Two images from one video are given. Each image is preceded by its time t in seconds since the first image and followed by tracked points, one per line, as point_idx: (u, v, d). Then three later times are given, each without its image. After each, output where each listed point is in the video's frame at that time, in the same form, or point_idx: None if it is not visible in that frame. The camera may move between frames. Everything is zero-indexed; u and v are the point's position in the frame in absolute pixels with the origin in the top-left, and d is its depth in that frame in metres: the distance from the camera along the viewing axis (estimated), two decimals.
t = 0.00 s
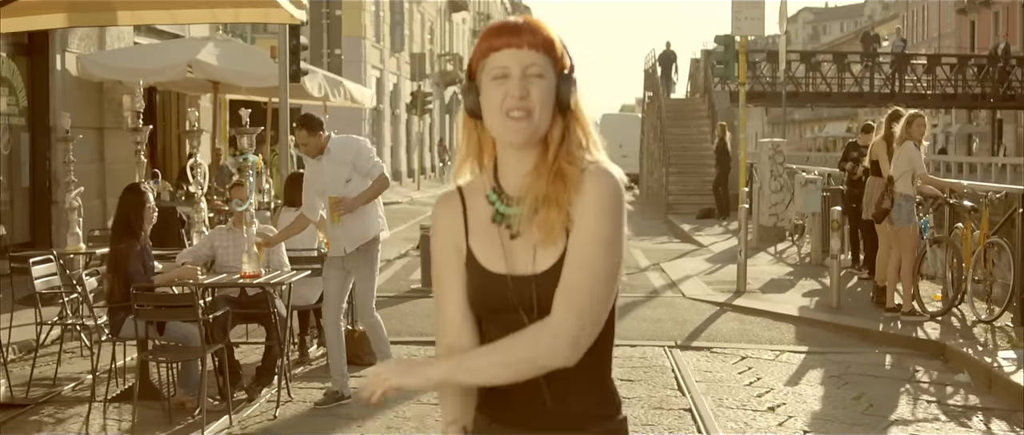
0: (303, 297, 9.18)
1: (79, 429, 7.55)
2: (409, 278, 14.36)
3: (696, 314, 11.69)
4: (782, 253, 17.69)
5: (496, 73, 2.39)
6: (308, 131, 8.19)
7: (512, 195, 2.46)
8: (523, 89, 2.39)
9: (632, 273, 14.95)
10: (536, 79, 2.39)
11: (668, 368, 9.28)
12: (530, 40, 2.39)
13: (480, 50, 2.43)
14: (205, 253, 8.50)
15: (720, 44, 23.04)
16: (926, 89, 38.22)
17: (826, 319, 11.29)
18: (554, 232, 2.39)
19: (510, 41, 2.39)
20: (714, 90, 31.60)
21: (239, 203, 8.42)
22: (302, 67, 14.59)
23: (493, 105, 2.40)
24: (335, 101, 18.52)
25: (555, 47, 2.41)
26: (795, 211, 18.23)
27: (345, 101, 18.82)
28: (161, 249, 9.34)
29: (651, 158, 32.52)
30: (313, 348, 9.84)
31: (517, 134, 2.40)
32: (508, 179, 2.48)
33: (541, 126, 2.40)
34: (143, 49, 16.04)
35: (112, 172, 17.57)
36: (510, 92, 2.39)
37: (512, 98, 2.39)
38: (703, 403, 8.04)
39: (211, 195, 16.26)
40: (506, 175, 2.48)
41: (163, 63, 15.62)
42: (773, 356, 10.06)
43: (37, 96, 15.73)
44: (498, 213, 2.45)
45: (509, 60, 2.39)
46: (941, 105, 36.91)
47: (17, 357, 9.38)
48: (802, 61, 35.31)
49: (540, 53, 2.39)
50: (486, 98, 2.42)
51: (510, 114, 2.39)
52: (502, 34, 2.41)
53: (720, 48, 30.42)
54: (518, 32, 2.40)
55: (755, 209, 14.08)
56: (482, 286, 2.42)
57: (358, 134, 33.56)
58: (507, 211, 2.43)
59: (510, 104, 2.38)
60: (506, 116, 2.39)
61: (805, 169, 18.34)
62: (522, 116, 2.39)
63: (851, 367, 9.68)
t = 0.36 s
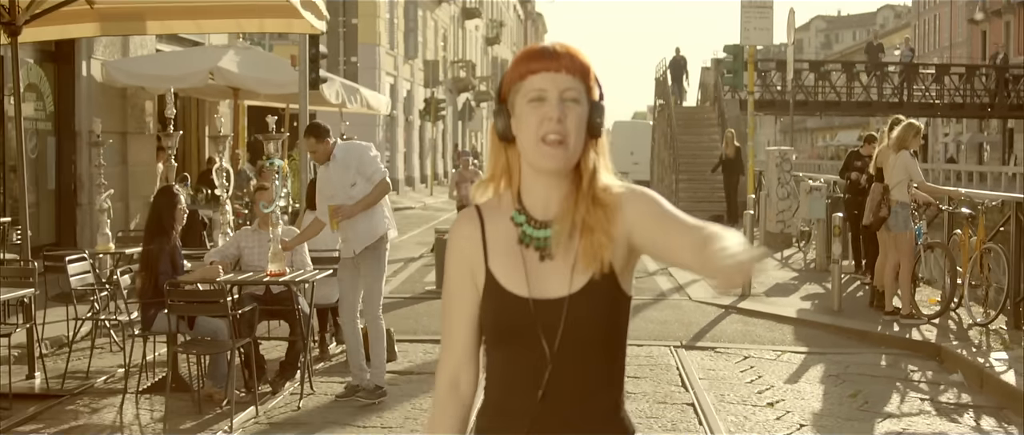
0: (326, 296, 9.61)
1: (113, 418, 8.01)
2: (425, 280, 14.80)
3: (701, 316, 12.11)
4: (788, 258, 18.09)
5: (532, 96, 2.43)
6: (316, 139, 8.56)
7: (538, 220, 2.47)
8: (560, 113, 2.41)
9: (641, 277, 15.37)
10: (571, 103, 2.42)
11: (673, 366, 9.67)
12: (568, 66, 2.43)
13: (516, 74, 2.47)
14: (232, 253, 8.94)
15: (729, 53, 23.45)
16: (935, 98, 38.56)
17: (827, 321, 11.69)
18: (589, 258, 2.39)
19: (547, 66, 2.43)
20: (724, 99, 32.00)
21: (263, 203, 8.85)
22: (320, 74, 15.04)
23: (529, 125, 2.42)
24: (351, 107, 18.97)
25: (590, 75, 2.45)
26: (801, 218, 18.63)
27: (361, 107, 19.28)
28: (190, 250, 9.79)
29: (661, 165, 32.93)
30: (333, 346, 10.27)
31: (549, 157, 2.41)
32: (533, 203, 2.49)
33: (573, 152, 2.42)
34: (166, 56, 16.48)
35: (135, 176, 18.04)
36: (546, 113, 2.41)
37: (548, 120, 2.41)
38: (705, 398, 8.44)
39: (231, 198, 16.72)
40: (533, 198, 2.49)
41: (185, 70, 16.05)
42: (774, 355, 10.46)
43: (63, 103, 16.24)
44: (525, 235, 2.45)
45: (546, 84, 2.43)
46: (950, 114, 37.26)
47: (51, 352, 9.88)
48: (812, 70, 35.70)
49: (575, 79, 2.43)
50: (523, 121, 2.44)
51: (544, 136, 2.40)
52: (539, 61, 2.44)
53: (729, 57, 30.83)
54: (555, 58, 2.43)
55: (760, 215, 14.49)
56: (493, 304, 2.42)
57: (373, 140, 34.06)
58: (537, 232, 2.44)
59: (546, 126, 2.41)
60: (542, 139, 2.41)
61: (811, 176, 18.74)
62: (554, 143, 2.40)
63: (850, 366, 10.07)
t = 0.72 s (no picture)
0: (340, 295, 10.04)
1: (141, 410, 8.45)
2: (434, 281, 15.24)
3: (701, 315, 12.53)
4: (788, 259, 18.51)
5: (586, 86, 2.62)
6: (330, 136, 8.86)
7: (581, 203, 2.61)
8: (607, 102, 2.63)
9: (643, 278, 15.80)
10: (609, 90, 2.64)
11: (672, 361, 10.09)
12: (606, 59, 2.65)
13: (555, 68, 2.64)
14: (249, 253, 9.37)
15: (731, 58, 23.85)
16: (937, 101, 38.92)
17: (823, 319, 12.10)
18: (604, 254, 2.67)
19: (587, 56, 2.64)
20: (728, 103, 32.41)
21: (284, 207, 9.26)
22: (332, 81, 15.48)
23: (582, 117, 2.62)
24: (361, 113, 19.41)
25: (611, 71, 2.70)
26: (801, 219, 19.05)
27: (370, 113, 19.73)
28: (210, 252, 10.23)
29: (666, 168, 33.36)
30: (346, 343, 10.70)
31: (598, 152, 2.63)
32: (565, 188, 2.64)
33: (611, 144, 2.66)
34: (181, 64, 16.90)
35: (150, 181, 18.51)
36: (595, 107, 2.62)
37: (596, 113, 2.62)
38: (702, 390, 8.85)
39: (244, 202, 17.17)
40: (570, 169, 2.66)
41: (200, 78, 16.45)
42: (771, 351, 10.87)
43: (82, 111, 16.72)
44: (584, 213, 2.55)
45: (591, 75, 2.63)
46: (951, 117, 37.63)
47: (78, 349, 10.34)
48: (814, 74, 36.09)
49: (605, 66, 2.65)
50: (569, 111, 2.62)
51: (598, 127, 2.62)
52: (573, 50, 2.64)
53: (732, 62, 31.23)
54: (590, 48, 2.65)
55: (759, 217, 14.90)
56: (577, 284, 2.47)
57: (382, 145, 34.53)
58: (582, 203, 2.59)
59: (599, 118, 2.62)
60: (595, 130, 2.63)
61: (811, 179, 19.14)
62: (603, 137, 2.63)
63: (842, 361, 10.48)
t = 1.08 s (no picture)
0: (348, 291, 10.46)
1: (159, 399, 8.84)
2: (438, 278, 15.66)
3: (696, 310, 12.96)
4: (784, 258, 18.93)
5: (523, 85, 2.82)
6: (323, 139, 9.24)
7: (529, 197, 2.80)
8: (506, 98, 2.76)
9: (642, 276, 16.24)
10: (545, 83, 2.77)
11: (666, 355, 10.51)
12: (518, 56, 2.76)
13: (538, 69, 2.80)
14: (263, 251, 9.79)
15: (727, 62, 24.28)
16: (933, 103, 39.33)
17: (814, 315, 12.52)
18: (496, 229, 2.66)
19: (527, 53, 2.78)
20: (726, 105, 32.80)
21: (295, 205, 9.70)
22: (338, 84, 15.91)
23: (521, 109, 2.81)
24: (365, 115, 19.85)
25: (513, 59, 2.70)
26: (796, 220, 19.44)
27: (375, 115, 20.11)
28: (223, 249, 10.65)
29: (666, 169, 33.79)
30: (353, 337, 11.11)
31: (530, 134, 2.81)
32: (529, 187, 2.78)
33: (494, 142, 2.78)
34: (190, 67, 17.28)
35: (160, 181, 18.92)
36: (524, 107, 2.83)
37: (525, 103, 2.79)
38: (695, 382, 9.24)
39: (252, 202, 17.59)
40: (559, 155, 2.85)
41: (209, 80, 16.81)
42: (763, 345, 11.27)
43: (94, 112, 17.11)
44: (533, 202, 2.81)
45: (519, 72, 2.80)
46: (947, 119, 38.03)
47: (95, 342, 10.74)
48: (812, 76, 36.51)
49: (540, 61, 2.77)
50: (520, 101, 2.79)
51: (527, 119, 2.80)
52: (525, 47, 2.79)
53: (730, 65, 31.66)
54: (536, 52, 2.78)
55: (754, 216, 15.33)
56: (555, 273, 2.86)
57: (385, 147, 34.96)
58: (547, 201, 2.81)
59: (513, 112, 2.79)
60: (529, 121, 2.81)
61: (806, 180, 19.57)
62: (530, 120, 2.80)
63: (832, 355, 10.87)
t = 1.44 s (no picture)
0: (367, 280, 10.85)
1: (188, 383, 9.25)
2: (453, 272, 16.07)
3: (704, 302, 13.34)
4: (791, 253, 19.30)
5: (483, 122, 2.71)
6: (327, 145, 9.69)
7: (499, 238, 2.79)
8: (505, 138, 2.71)
9: (651, 269, 16.63)
10: (517, 128, 2.71)
11: (673, 344, 10.89)
12: (513, 97, 2.71)
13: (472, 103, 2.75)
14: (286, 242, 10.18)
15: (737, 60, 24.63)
16: (943, 100, 39.63)
17: (818, 306, 12.89)
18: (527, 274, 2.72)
19: (495, 97, 2.71)
20: (737, 102, 33.15)
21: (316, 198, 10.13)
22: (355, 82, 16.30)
23: (478, 154, 2.72)
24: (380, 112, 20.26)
25: (539, 106, 2.74)
26: (803, 216, 19.80)
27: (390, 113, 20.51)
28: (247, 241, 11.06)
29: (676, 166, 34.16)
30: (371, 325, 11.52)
31: (497, 181, 2.71)
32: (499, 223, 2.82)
33: (515, 180, 2.72)
34: (211, 66, 17.68)
35: (180, 176, 19.35)
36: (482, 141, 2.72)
37: (493, 147, 2.70)
38: (700, 368, 9.63)
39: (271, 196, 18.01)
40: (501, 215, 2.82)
41: (230, 79, 17.18)
42: (767, 335, 11.65)
43: (117, 109, 17.55)
44: (486, 249, 2.78)
45: (494, 112, 2.71)
46: (957, 116, 38.33)
47: (123, 331, 11.15)
48: (822, 73, 36.84)
49: (521, 108, 2.71)
50: (473, 142, 2.73)
51: (492, 162, 2.71)
52: (490, 89, 2.73)
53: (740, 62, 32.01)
54: (502, 88, 2.72)
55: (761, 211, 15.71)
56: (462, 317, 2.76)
57: (400, 144, 35.40)
58: (504, 251, 2.74)
59: (493, 152, 2.70)
60: (489, 167, 2.71)
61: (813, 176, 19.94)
62: (501, 167, 2.71)
63: (835, 345, 11.23)
